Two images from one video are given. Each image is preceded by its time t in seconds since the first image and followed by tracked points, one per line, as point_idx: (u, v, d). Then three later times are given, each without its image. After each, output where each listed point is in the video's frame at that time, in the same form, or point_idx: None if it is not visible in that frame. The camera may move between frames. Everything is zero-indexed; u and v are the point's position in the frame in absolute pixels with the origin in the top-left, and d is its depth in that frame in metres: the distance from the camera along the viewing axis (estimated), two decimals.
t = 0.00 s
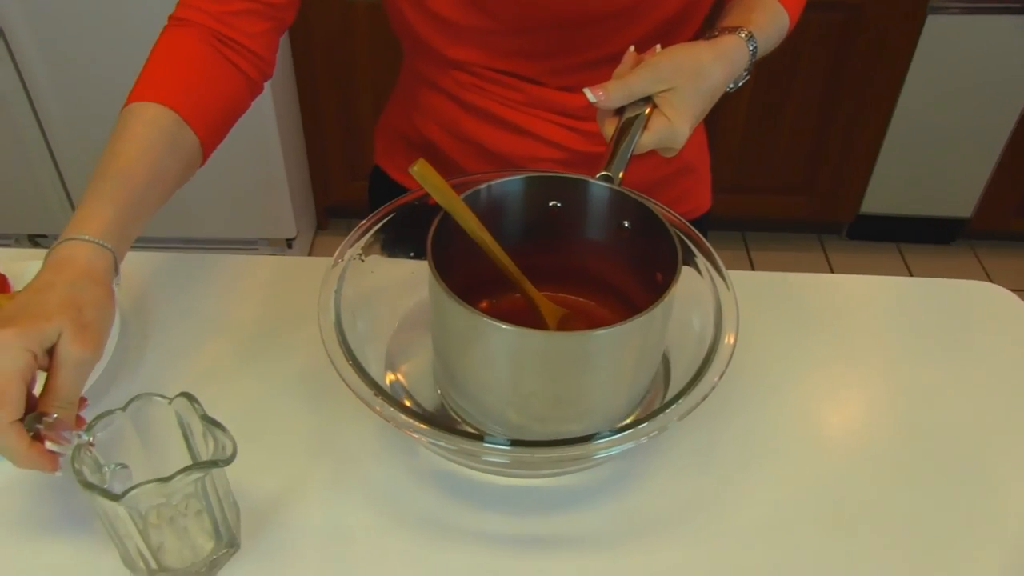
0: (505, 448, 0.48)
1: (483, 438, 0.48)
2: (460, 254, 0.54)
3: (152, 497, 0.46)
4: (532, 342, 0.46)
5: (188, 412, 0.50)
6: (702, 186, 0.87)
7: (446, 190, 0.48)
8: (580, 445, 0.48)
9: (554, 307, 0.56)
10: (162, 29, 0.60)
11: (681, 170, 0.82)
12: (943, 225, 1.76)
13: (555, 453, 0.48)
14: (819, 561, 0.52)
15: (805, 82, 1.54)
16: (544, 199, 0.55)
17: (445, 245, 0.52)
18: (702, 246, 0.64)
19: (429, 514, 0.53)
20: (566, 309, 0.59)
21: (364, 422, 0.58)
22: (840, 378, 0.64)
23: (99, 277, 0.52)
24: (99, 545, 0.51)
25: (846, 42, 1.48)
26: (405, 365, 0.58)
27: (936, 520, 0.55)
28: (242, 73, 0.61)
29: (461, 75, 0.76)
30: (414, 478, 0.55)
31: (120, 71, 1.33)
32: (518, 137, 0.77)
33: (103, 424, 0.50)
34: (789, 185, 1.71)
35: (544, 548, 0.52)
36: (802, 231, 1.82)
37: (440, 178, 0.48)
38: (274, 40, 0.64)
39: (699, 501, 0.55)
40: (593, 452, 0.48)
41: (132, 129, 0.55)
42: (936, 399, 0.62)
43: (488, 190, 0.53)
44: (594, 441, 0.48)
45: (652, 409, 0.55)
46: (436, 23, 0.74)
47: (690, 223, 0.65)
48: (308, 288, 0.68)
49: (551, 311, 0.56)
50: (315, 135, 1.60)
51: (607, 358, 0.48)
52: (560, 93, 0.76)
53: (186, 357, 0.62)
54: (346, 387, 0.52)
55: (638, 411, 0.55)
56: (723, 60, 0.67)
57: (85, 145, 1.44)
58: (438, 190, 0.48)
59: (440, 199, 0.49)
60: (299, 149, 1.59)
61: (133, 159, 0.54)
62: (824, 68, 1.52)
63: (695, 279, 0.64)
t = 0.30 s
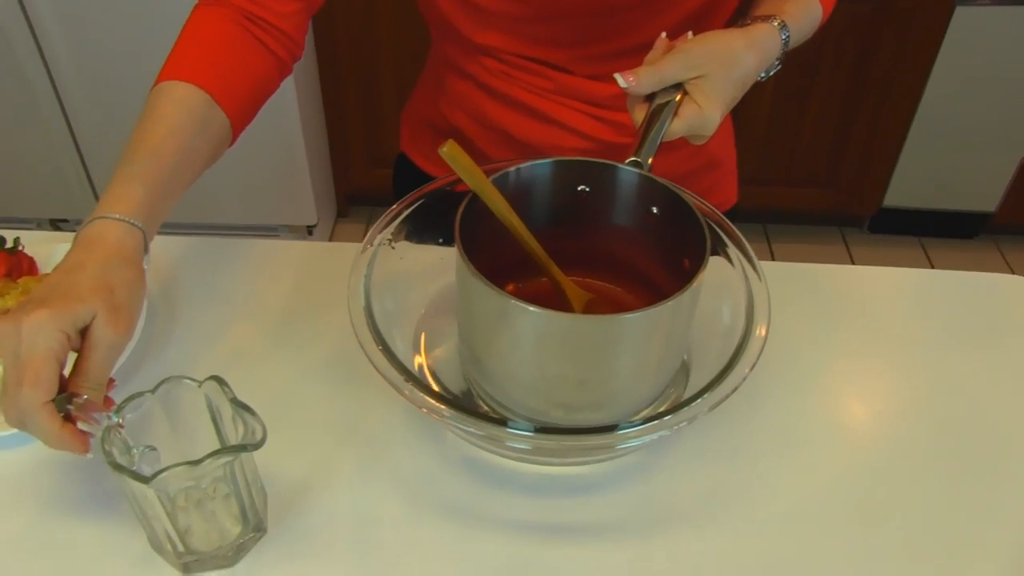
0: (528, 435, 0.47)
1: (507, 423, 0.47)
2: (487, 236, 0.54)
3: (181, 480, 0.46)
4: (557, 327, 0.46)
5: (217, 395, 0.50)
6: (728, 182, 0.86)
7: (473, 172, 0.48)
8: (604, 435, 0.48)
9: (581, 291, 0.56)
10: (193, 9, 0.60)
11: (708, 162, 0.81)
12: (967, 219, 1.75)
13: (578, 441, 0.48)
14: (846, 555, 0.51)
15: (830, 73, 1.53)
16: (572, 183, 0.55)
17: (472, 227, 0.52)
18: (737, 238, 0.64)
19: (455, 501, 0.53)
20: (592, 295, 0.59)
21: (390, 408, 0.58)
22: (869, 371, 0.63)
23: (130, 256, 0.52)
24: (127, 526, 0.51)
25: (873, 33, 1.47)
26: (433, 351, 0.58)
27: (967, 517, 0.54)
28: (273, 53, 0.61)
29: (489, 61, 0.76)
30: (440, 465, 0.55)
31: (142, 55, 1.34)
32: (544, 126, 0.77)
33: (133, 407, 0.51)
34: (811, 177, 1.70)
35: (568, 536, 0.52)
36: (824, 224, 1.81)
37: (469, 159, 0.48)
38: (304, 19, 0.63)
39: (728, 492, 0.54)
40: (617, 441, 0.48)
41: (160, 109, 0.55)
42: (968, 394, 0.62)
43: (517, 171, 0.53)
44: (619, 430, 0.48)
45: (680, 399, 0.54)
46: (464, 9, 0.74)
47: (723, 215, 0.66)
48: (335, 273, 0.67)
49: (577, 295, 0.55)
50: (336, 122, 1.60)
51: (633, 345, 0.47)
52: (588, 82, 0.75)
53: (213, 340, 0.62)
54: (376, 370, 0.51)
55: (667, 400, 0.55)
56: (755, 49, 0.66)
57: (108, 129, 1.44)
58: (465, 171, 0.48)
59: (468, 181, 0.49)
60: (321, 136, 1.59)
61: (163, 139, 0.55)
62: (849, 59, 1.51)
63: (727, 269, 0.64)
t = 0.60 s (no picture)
0: (550, 420, 0.47)
1: (529, 408, 0.47)
2: (512, 220, 0.54)
3: (201, 463, 0.46)
4: (580, 312, 0.46)
5: (238, 378, 0.50)
6: (751, 172, 0.85)
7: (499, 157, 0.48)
8: (625, 421, 0.48)
9: (604, 277, 0.55)
10: None
11: (729, 153, 0.81)
12: (984, 212, 1.73)
13: (599, 426, 0.47)
14: (866, 547, 0.51)
15: (848, 63, 1.52)
16: (597, 168, 0.54)
17: (497, 211, 0.52)
18: (759, 226, 0.64)
19: (475, 487, 0.53)
20: (616, 281, 0.59)
21: (410, 394, 0.58)
22: (893, 363, 0.62)
23: (166, 226, 0.54)
24: (146, 507, 0.51)
25: (893, 23, 1.46)
26: (454, 337, 0.58)
27: (990, 512, 0.53)
28: (306, 37, 0.62)
29: (510, 47, 0.75)
30: (461, 452, 0.55)
31: (158, 39, 1.34)
32: (564, 113, 0.76)
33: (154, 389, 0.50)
34: (829, 169, 1.69)
35: (588, 524, 0.51)
36: (841, 216, 1.80)
37: (495, 143, 0.48)
38: None
39: (748, 480, 0.54)
40: (638, 428, 0.48)
41: (197, 88, 0.57)
42: (993, 389, 0.61)
43: (542, 156, 0.53)
44: (640, 416, 0.48)
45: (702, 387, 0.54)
46: None
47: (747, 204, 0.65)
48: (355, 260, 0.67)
49: (600, 281, 0.55)
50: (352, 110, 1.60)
51: (656, 332, 0.47)
52: (610, 69, 0.75)
53: (233, 324, 0.62)
54: (398, 355, 0.51)
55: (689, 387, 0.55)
56: (781, 36, 0.66)
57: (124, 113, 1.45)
58: (492, 156, 0.47)
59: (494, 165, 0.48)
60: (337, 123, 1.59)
61: (197, 116, 0.57)
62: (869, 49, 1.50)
63: (750, 259, 0.63)
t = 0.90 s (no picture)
0: (559, 404, 0.47)
1: (538, 393, 0.47)
2: (521, 207, 0.54)
3: (210, 447, 0.46)
4: (588, 296, 0.46)
5: (247, 361, 0.50)
6: (758, 160, 0.85)
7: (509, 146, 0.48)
8: (635, 406, 0.48)
9: (613, 263, 0.55)
10: None
11: (736, 142, 0.81)
12: (989, 203, 1.73)
13: (609, 410, 0.47)
14: (868, 530, 0.51)
15: (856, 53, 1.52)
16: (606, 155, 0.54)
17: (507, 198, 0.52)
18: (767, 214, 0.64)
19: (483, 471, 0.53)
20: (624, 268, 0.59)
21: (418, 378, 0.58)
22: (898, 349, 0.62)
23: (225, 147, 0.54)
24: (153, 486, 0.52)
25: (901, 14, 1.45)
26: (463, 322, 0.58)
27: (993, 499, 0.53)
28: (348, 12, 0.65)
29: (518, 34, 0.75)
30: (467, 435, 0.55)
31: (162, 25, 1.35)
32: (573, 100, 0.76)
33: (162, 373, 0.50)
34: (835, 159, 1.69)
35: (596, 508, 0.51)
36: (847, 206, 1.79)
37: (505, 129, 0.47)
38: None
39: (756, 466, 0.54)
40: (647, 412, 0.48)
41: (250, 41, 0.59)
42: (999, 377, 0.61)
43: (552, 142, 0.53)
44: (649, 401, 0.48)
45: (709, 372, 0.54)
46: None
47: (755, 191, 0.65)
48: (362, 245, 0.67)
49: (609, 267, 0.55)
50: (358, 98, 1.60)
51: (666, 317, 0.47)
52: (619, 56, 0.75)
53: (240, 306, 0.62)
54: (407, 339, 0.52)
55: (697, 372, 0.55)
56: (789, 23, 0.65)
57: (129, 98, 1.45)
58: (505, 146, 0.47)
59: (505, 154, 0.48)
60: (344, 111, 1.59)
61: (253, 65, 0.59)
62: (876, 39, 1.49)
63: (757, 245, 0.63)
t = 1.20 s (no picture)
0: (558, 387, 0.48)
1: (537, 375, 0.48)
2: (520, 193, 0.54)
3: (211, 429, 0.47)
4: (588, 280, 0.46)
5: (248, 345, 0.51)
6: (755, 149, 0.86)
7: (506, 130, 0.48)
8: (632, 388, 0.48)
9: (610, 248, 0.56)
10: None
11: (732, 133, 0.81)
12: (988, 193, 1.73)
13: (607, 393, 0.48)
14: (865, 511, 0.52)
15: (855, 43, 1.52)
16: (605, 141, 0.54)
17: (506, 184, 0.52)
18: (766, 200, 0.64)
19: (483, 455, 0.53)
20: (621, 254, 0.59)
21: (418, 363, 0.58)
22: (895, 334, 0.63)
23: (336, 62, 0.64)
24: (155, 469, 0.52)
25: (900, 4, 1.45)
26: (463, 309, 0.59)
27: (989, 481, 0.54)
28: None
29: (516, 22, 0.76)
30: (467, 420, 0.55)
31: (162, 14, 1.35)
32: (570, 87, 0.76)
33: (164, 358, 0.51)
34: (835, 149, 1.69)
35: (594, 492, 0.52)
36: (846, 196, 1.79)
37: (503, 115, 0.48)
38: None
39: (755, 449, 0.55)
40: (644, 395, 0.48)
41: None
42: (995, 360, 0.61)
43: (550, 128, 0.53)
44: (647, 383, 0.48)
45: (707, 356, 0.54)
46: None
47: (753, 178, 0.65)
48: (362, 231, 0.68)
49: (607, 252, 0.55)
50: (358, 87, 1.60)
51: (663, 301, 0.47)
52: (616, 45, 0.75)
53: (242, 292, 0.63)
54: (407, 322, 0.52)
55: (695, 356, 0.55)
56: (785, 10, 0.65)
57: (129, 88, 1.46)
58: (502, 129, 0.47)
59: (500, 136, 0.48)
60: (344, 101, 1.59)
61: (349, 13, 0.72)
62: (876, 29, 1.49)
63: (756, 231, 0.64)
